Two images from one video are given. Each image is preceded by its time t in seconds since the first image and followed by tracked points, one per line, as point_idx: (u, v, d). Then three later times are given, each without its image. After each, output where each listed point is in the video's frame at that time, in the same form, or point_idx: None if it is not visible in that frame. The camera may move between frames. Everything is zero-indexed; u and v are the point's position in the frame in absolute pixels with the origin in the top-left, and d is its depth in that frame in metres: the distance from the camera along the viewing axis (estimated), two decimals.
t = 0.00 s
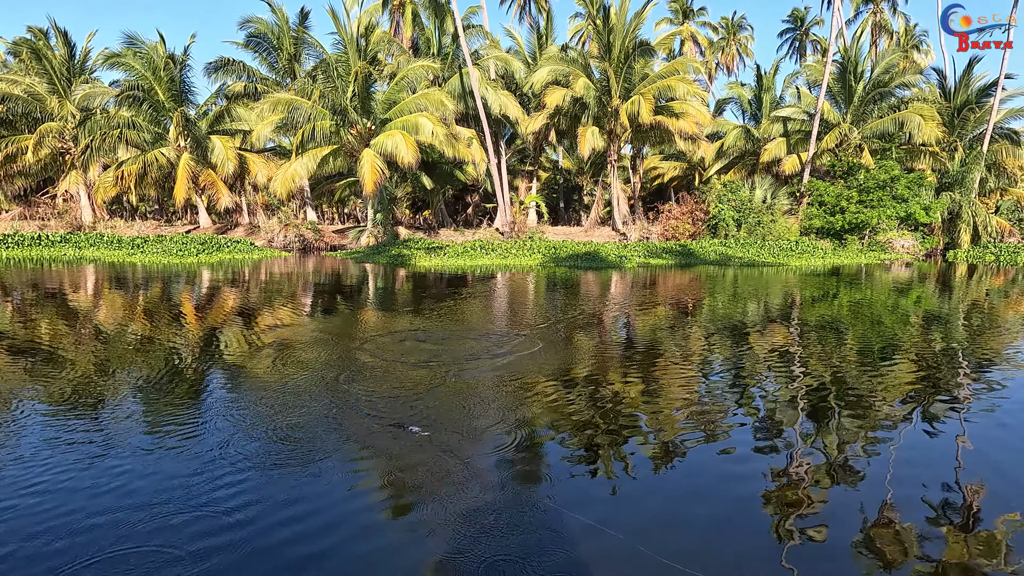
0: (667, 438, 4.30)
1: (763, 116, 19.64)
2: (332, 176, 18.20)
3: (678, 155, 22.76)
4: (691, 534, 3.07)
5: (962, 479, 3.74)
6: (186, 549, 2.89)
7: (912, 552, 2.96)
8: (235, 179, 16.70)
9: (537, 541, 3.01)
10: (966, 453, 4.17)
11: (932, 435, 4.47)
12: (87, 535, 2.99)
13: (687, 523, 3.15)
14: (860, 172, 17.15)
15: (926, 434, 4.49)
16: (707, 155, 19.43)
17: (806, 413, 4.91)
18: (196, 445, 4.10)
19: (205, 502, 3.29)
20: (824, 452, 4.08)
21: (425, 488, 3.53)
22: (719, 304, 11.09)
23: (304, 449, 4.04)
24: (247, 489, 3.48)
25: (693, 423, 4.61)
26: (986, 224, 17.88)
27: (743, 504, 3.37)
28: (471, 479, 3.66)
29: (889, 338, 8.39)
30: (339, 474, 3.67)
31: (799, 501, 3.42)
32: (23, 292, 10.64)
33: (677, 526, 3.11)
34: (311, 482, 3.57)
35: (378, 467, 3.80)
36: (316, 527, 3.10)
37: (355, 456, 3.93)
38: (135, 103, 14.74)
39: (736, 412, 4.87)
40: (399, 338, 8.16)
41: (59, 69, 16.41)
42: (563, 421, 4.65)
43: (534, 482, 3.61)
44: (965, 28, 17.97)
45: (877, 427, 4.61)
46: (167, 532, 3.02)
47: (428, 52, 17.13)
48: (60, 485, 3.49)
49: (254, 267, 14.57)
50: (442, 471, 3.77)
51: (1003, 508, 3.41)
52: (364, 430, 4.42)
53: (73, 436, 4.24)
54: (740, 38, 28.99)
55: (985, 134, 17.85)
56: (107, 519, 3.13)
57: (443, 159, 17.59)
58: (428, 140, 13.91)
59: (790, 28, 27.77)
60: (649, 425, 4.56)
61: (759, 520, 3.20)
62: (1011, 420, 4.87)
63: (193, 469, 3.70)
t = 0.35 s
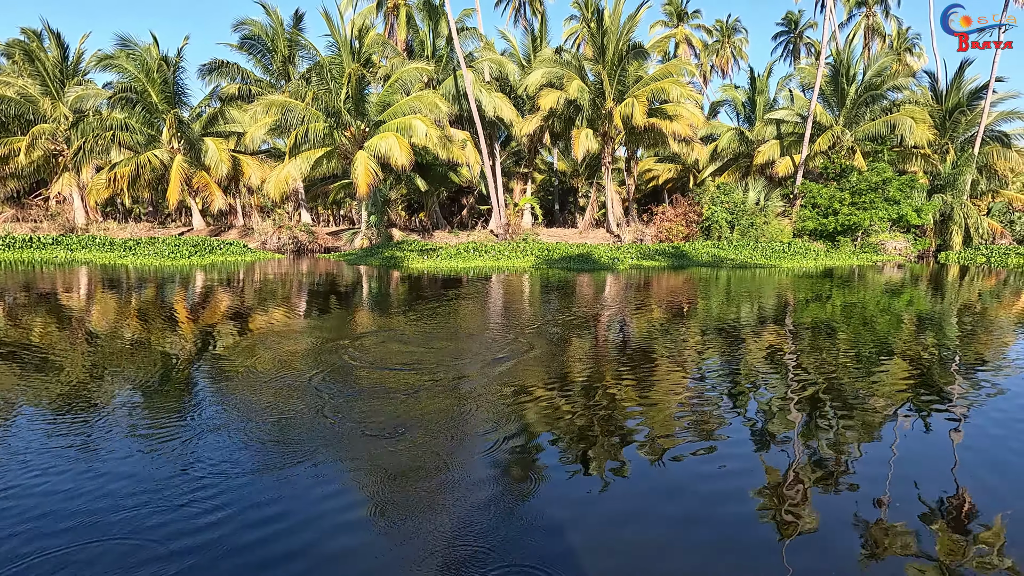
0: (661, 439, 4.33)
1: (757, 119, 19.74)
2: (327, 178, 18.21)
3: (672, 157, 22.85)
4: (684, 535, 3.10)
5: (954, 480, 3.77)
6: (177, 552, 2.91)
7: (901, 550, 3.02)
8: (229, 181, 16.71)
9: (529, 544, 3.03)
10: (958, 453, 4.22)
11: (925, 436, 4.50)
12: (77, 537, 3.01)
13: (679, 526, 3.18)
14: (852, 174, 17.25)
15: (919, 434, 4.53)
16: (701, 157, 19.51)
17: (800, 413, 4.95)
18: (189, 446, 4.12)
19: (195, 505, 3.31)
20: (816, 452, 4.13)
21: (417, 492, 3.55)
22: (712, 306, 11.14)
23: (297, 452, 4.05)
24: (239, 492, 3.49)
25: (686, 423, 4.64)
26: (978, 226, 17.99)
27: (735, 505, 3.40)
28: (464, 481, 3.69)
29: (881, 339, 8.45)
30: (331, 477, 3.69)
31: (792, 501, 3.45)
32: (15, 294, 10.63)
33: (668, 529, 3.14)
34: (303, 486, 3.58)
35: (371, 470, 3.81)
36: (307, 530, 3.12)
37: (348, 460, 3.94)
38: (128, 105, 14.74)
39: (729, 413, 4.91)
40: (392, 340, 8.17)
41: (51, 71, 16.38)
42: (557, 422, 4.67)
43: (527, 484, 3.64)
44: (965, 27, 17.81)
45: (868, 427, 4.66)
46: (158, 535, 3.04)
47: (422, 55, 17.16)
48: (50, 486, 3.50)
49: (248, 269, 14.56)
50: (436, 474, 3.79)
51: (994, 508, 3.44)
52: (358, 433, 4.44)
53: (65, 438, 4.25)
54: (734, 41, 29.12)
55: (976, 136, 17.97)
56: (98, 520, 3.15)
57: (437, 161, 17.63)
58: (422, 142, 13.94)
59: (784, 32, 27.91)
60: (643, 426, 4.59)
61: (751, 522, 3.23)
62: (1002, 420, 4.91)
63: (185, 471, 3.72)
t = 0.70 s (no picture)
0: (660, 443, 4.31)
1: (755, 123, 19.77)
2: (325, 182, 18.25)
3: (670, 161, 22.89)
4: (683, 538, 3.12)
5: (954, 485, 3.76)
6: (172, 559, 2.90)
7: (901, 555, 3.04)
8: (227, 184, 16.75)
9: (527, 551, 3.02)
10: (959, 457, 4.23)
11: (926, 441, 4.49)
12: (71, 543, 3.00)
13: (679, 533, 3.16)
14: (850, 178, 17.28)
15: (920, 439, 4.51)
16: (699, 161, 19.54)
17: (799, 418, 4.93)
18: (185, 450, 4.11)
19: (190, 510, 3.30)
20: (817, 456, 4.14)
21: (415, 497, 3.54)
22: (710, 309, 11.14)
23: (293, 456, 4.04)
24: (235, 496, 3.48)
25: (685, 428, 4.62)
26: (976, 229, 18.00)
27: (734, 512, 3.38)
28: (462, 485, 3.68)
29: (879, 342, 8.44)
30: (327, 482, 3.67)
31: (792, 509, 3.43)
32: (13, 297, 10.64)
33: (666, 536, 3.13)
34: (299, 490, 3.57)
35: (368, 476, 3.80)
36: (303, 537, 3.10)
37: (344, 464, 3.93)
38: (127, 109, 14.78)
39: (728, 417, 4.89)
40: (389, 344, 8.16)
41: (51, 75, 16.24)
42: (555, 427, 4.66)
43: (525, 489, 3.63)
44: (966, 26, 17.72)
45: (869, 431, 4.66)
46: (153, 540, 3.05)
47: (420, 59, 17.20)
48: (46, 490, 3.50)
49: (246, 272, 14.56)
50: (433, 479, 3.77)
51: (994, 515, 3.42)
52: (355, 438, 4.42)
53: (62, 441, 4.25)
54: (732, 46, 29.21)
55: (974, 140, 18.00)
56: (93, 524, 3.15)
57: (435, 165, 17.66)
58: (420, 146, 13.97)
59: (782, 36, 27.97)
60: (642, 431, 4.57)
61: (750, 529, 3.21)
62: (1002, 425, 4.89)
63: (180, 475, 3.71)
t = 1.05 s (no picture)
0: (658, 445, 4.33)
1: (752, 126, 19.85)
2: (324, 185, 18.29)
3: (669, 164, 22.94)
4: (681, 539, 3.13)
5: (951, 487, 3.77)
6: (169, 563, 2.90)
7: (901, 558, 3.03)
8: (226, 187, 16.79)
9: (524, 551, 3.02)
10: (959, 459, 4.22)
11: (923, 443, 4.50)
12: (69, 546, 3.01)
13: (677, 534, 3.16)
14: (847, 181, 17.32)
15: (917, 442, 4.52)
16: (697, 164, 19.59)
17: (797, 421, 4.94)
18: (183, 454, 4.11)
19: (187, 514, 3.30)
20: (817, 459, 4.14)
21: (413, 499, 3.54)
22: (708, 312, 11.16)
23: (291, 461, 4.04)
24: (233, 500, 3.49)
25: (684, 430, 4.65)
26: (973, 232, 18.04)
27: (732, 512, 3.38)
28: (461, 487, 3.70)
29: (876, 345, 8.46)
30: (325, 486, 3.67)
31: (789, 509, 3.45)
32: (11, 300, 10.68)
33: (665, 536, 3.15)
34: (296, 495, 3.57)
35: (366, 478, 3.80)
36: (301, 540, 3.11)
37: (343, 469, 3.93)
38: (126, 112, 14.83)
39: (726, 420, 4.89)
40: (387, 347, 8.18)
41: (51, 79, 16.32)
42: (553, 430, 4.66)
43: (523, 491, 3.63)
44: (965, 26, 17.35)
45: (868, 433, 4.66)
46: (150, 541, 3.08)
47: (419, 63, 17.26)
48: (44, 494, 3.51)
49: (244, 275, 14.59)
50: (431, 481, 3.78)
51: (993, 517, 3.43)
52: (354, 441, 4.42)
53: (60, 445, 4.26)
54: (730, 50, 29.29)
55: (970, 143, 18.07)
56: (93, 527, 3.19)
57: (433, 169, 17.72)
58: (418, 150, 14.01)
59: (780, 39, 28.09)
60: (641, 434, 4.58)
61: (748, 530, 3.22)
62: (999, 428, 4.89)
63: (179, 480, 3.71)
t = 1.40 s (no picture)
0: (654, 447, 4.33)
1: (746, 127, 19.93)
2: (319, 186, 18.26)
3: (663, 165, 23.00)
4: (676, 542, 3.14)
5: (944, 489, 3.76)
6: (163, 567, 2.91)
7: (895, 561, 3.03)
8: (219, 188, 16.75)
9: (519, 555, 3.03)
10: (953, 460, 4.23)
11: (917, 445, 4.49)
12: (61, 547, 3.03)
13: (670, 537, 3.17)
14: (839, 182, 17.42)
15: (911, 443, 4.52)
16: (692, 164, 19.66)
17: (790, 421, 4.95)
18: (176, 456, 4.12)
19: (179, 517, 3.31)
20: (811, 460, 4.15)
21: (409, 503, 3.54)
22: (702, 312, 11.20)
23: (285, 464, 4.03)
24: (225, 504, 3.49)
25: (680, 432, 4.66)
26: (964, 233, 18.16)
27: (728, 516, 3.40)
28: (457, 490, 3.70)
29: (868, 346, 8.50)
30: (319, 489, 3.66)
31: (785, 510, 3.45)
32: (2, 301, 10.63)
33: (660, 539, 3.15)
34: (289, 498, 3.56)
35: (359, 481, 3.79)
36: (297, 544, 3.11)
37: (337, 472, 3.92)
38: (118, 113, 14.77)
39: (721, 421, 4.92)
40: (381, 347, 8.19)
41: (43, 79, 16.26)
42: (548, 432, 4.66)
43: (516, 494, 3.63)
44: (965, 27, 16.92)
45: (863, 434, 4.68)
46: (146, 544, 3.09)
47: (413, 63, 17.24)
48: (38, 494, 3.53)
49: (238, 276, 14.58)
50: (425, 484, 3.78)
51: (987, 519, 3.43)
52: (347, 443, 4.41)
53: (54, 446, 4.28)
54: (725, 51, 29.38)
55: (962, 145, 18.19)
56: (88, 529, 3.19)
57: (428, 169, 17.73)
58: (412, 151, 14.01)
59: (775, 41, 28.22)
60: (635, 436, 4.58)
61: (744, 536, 3.21)
62: (993, 429, 4.90)
63: (172, 482, 3.72)
